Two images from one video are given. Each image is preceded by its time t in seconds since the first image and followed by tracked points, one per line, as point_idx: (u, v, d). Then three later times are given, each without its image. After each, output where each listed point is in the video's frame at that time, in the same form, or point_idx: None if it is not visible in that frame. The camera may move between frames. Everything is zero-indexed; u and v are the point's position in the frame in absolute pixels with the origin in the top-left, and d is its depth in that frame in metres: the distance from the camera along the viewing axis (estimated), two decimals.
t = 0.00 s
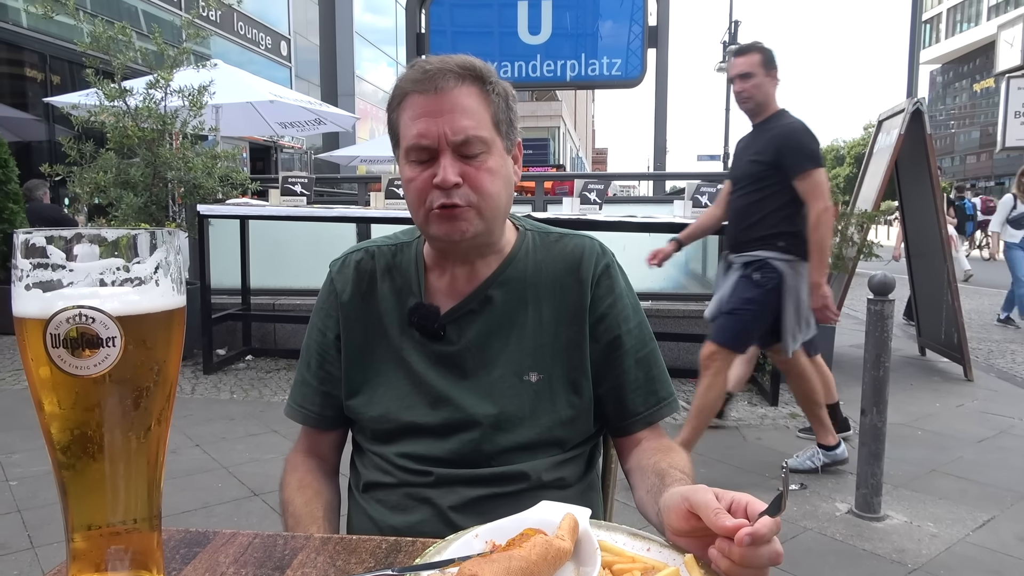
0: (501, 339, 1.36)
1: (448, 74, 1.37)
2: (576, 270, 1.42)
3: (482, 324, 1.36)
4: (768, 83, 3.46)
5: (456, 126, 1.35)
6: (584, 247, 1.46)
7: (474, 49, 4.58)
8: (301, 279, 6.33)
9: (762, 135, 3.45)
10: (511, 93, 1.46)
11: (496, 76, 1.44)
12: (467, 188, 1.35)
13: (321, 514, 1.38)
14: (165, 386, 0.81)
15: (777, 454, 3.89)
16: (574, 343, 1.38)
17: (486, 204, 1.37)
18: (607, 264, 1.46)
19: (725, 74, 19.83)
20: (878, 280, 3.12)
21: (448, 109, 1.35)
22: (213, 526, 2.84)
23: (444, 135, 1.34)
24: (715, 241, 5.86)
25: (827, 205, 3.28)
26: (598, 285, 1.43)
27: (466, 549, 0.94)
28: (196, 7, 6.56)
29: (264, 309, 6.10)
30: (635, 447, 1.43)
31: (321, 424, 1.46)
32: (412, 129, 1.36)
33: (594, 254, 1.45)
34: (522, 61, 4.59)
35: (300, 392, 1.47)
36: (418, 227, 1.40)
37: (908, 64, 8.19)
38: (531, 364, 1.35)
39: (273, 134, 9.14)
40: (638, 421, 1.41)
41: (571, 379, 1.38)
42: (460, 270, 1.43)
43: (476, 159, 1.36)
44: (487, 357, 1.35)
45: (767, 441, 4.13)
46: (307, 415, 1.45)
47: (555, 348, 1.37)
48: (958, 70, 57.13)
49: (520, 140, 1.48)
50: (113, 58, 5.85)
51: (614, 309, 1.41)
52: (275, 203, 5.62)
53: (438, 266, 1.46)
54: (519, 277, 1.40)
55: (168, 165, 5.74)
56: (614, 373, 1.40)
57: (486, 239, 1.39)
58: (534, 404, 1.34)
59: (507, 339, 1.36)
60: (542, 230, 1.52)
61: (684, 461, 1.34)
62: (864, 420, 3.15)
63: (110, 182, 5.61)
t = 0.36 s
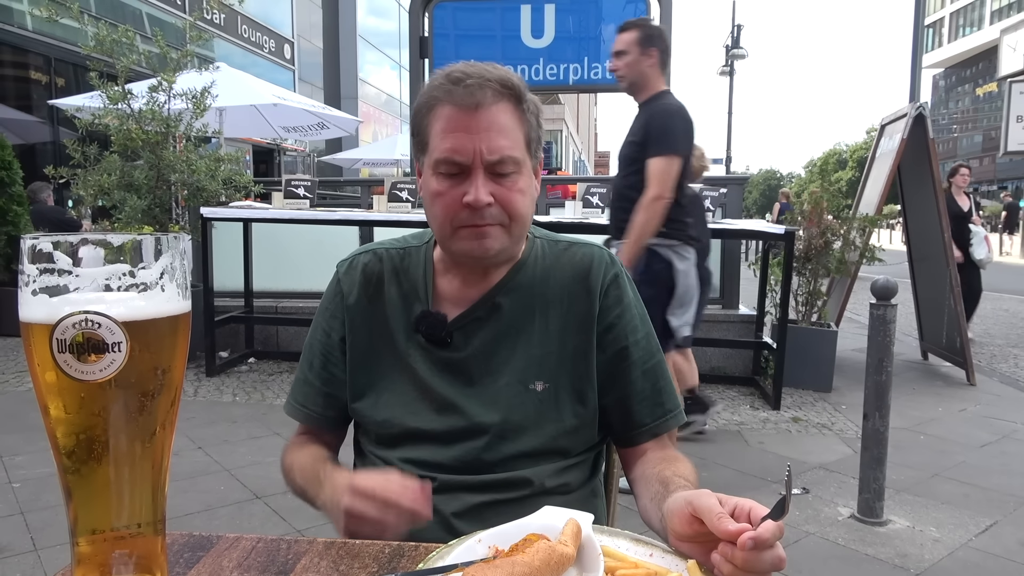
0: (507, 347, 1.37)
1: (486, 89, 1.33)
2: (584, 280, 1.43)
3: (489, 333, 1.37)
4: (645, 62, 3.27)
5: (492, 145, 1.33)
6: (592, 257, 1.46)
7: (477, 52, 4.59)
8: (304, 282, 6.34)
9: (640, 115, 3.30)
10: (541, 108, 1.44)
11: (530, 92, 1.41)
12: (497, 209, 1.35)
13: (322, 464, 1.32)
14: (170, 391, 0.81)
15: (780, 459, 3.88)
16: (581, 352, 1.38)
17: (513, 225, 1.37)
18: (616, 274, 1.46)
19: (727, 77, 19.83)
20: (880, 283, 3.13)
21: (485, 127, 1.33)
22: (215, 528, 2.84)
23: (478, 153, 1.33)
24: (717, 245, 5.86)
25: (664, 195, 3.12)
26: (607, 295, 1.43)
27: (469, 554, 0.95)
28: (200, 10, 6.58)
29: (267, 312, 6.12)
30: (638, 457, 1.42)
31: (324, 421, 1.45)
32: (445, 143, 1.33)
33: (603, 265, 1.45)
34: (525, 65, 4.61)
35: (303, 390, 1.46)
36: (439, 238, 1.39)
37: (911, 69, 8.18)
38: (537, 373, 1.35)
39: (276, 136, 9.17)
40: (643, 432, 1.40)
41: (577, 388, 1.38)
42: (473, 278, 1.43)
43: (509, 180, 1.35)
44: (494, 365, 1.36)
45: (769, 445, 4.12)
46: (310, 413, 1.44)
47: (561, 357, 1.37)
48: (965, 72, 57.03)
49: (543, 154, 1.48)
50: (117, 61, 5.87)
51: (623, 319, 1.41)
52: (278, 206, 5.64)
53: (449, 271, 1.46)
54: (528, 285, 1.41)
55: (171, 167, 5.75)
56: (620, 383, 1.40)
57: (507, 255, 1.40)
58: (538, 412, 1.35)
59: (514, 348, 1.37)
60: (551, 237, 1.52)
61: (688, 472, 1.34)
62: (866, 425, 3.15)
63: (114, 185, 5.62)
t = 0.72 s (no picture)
0: (512, 349, 1.37)
1: (504, 91, 1.33)
2: (589, 282, 1.44)
3: (494, 334, 1.37)
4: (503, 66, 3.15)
5: (506, 147, 1.33)
6: (597, 259, 1.48)
7: (475, 52, 4.59)
8: (299, 279, 6.33)
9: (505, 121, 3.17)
10: (558, 115, 1.44)
11: (547, 97, 1.42)
12: (504, 212, 1.34)
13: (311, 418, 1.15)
14: (164, 384, 0.81)
15: (774, 460, 3.89)
16: (585, 356, 1.39)
17: (520, 229, 1.36)
18: (620, 278, 1.47)
19: (725, 80, 19.87)
20: (876, 287, 3.18)
21: (499, 129, 1.33)
22: (207, 525, 2.83)
23: (490, 154, 1.32)
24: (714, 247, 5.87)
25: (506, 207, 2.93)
26: (611, 298, 1.44)
27: (462, 549, 0.95)
28: (198, 5, 6.56)
29: (262, 309, 6.10)
30: (634, 460, 1.43)
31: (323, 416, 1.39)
32: (458, 141, 1.33)
33: (608, 268, 1.47)
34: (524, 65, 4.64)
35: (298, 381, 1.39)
36: (444, 236, 1.39)
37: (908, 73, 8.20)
38: (541, 375, 1.36)
39: (273, 134, 9.15)
40: (641, 437, 1.41)
41: (579, 392, 1.39)
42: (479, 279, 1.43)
43: (519, 184, 1.34)
44: (497, 366, 1.36)
45: (763, 447, 4.13)
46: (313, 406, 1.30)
47: (565, 360, 1.38)
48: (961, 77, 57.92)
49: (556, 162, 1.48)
50: (114, 55, 5.85)
51: (626, 323, 1.42)
52: (274, 203, 5.63)
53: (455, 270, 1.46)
54: (533, 286, 1.41)
55: (167, 163, 5.73)
56: (622, 387, 1.41)
57: (512, 260, 1.39)
58: (540, 414, 1.35)
59: (518, 350, 1.37)
60: (556, 239, 1.53)
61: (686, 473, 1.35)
62: (860, 427, 3.16)
63: (110, 180, 5.61)
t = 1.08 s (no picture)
0: (513, 353, 1.36)
1: (504, 82, 1.35)
2: (591, 284, 1.44)
3: (494, 338, 1.36)
4: (363, 62, 3.04)
5: (503, 136, 1.34)
6: (599, 260, 1.48)
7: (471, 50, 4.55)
8: (296, 278, 6.32)
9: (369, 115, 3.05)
10: (561, 113, 1.46)
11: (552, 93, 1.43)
12: (498, 203, 1.34)
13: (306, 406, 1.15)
14: (160, 384, 0.81)
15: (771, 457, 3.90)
16: (586, 360, 1.40)
17: (515, 220, 1.36)
18: (622, 279, 1.48)
19: (721, 77, 19.86)
20: (871, 283, 3.20)
21: (497, 118, 1.34)
22: (205, 525, 2.83)
23: (486, 142, 1.34)
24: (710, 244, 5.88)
25: (410, 192, 2.90)
26: (612, 300, 1.45)
27: (459, 547, 0.95)
28: (192, 4, 6.53)
29: (259, 308, 6.09)
30: (635, 462, 1.46)
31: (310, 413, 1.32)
32: (456, 129, 1.36)
33: (609, 269, 1.47)
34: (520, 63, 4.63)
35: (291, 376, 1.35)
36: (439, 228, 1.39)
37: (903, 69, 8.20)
38: (543, 381, 1.36)
39: (268, 133, 9.13)
40: (642, 441, 1.43)
41: (580, 397, 1.40)
42: (475, 279, 1.41)
43: (513, 174, 1.36)
44: (498, 371, 1.35)
45: (761, 443, 4.14)
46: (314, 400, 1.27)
47: (566, 365, 1.38)
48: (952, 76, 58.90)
49: (558, 161, 1.49)
50: (108, 55, 5.83)
51: (627, 326, 1.43)
52: (270, 202, 5.62)
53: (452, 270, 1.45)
54: (533, 288, 1.41)
55: (162, 162, 5.71)
56: (623, 390, 1.43)
57: (506, 260, 1.37)
58: (542, 419, 1.36)
59: (519, 355, 1.36)
60: (556, 238, 1.53)
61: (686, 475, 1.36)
62: (857, 422, 3.16)
63: (105, 179, 5.58)
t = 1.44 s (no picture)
0: (506, 363, 1.36)
1: (531, 92, 1.32)
2: (586, 291, 1.45)
3: (486, 348, 1.36)
4: (209, 31, 2.94)
5: (524, 148, 1.31)
6: (594, 265, 1.49)
7: (468, 49, 4.56)
8: (292, 277, 6.31)
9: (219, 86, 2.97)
10: (577, 125, 1.44)
11: (571, 104, 1.41)
12: (512, 216, 1.32)
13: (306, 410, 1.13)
14: (154, 382, 0.81)
15: (766, 457, 3.91)
16: (579, 370, 1.41)
17: (525, 234, 1.34)
18: (617, 286, 1.49)
19: (719, 77, 19.88)
20: (867, 284, 3.21)
21: (519, 129, 1.31)
22: (200, 524, 2.83)
23: (507, 153, 1.31)
24: (706, 245, 5.90)
25: (244, 160, 2.76)
26: (607, 308, 1.46)
27: (453, 547, 0.95)
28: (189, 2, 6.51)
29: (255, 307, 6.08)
30: (628, 468, 1.48)
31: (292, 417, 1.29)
32: (474, 133, 1.31)
33: (604, 275, 1.48)
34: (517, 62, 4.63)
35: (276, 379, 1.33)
36: (445, 232, 1.35)
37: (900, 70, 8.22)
38: (535, 391, 1.37)
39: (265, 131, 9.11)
40: (637, 450, 1.44)
41: (571, 406, 1.41)
42: (469, 286, 1.39)
43: (530, 188, 1.33)
44: (490, 380, 1.35)
45: (756, 444, 4.15)
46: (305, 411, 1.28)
47: (560, 375, 1.39)
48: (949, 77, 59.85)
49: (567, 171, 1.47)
50: (105, 52, 5.80)
51: (622, 334, 1.44)
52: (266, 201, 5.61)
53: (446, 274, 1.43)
54: (529, 296, 1.41)
55: (159, 161, 5.69)
56: (617, 401, 1.44)
57: (509, 270, 1.36)
58: (535, 429, 1.37)
59: (512, 365, 1.36)
60: (552, 241, 1.53)
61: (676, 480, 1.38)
62: (851, 423, 3.17)
63: (100, 178, 5.57)
